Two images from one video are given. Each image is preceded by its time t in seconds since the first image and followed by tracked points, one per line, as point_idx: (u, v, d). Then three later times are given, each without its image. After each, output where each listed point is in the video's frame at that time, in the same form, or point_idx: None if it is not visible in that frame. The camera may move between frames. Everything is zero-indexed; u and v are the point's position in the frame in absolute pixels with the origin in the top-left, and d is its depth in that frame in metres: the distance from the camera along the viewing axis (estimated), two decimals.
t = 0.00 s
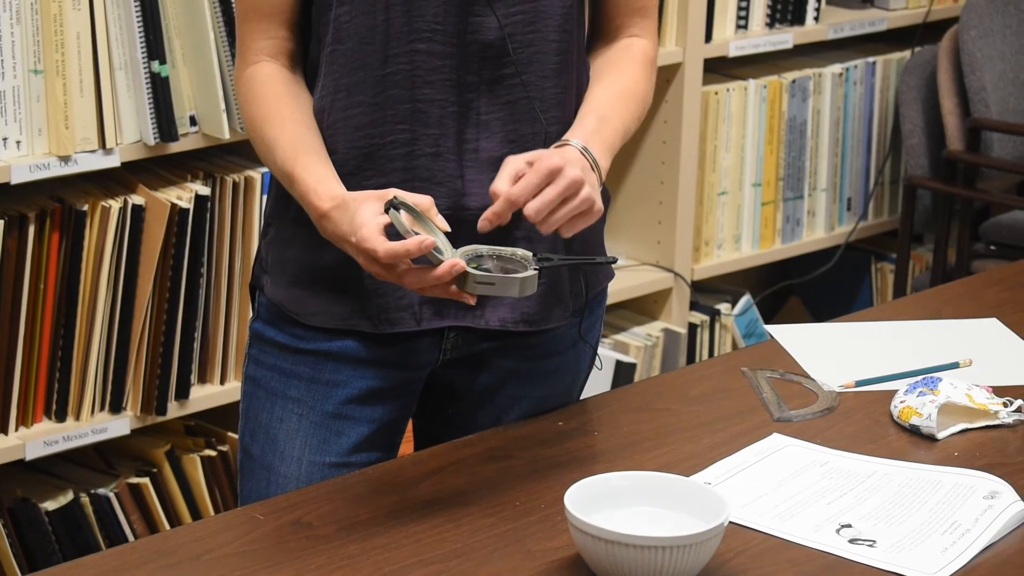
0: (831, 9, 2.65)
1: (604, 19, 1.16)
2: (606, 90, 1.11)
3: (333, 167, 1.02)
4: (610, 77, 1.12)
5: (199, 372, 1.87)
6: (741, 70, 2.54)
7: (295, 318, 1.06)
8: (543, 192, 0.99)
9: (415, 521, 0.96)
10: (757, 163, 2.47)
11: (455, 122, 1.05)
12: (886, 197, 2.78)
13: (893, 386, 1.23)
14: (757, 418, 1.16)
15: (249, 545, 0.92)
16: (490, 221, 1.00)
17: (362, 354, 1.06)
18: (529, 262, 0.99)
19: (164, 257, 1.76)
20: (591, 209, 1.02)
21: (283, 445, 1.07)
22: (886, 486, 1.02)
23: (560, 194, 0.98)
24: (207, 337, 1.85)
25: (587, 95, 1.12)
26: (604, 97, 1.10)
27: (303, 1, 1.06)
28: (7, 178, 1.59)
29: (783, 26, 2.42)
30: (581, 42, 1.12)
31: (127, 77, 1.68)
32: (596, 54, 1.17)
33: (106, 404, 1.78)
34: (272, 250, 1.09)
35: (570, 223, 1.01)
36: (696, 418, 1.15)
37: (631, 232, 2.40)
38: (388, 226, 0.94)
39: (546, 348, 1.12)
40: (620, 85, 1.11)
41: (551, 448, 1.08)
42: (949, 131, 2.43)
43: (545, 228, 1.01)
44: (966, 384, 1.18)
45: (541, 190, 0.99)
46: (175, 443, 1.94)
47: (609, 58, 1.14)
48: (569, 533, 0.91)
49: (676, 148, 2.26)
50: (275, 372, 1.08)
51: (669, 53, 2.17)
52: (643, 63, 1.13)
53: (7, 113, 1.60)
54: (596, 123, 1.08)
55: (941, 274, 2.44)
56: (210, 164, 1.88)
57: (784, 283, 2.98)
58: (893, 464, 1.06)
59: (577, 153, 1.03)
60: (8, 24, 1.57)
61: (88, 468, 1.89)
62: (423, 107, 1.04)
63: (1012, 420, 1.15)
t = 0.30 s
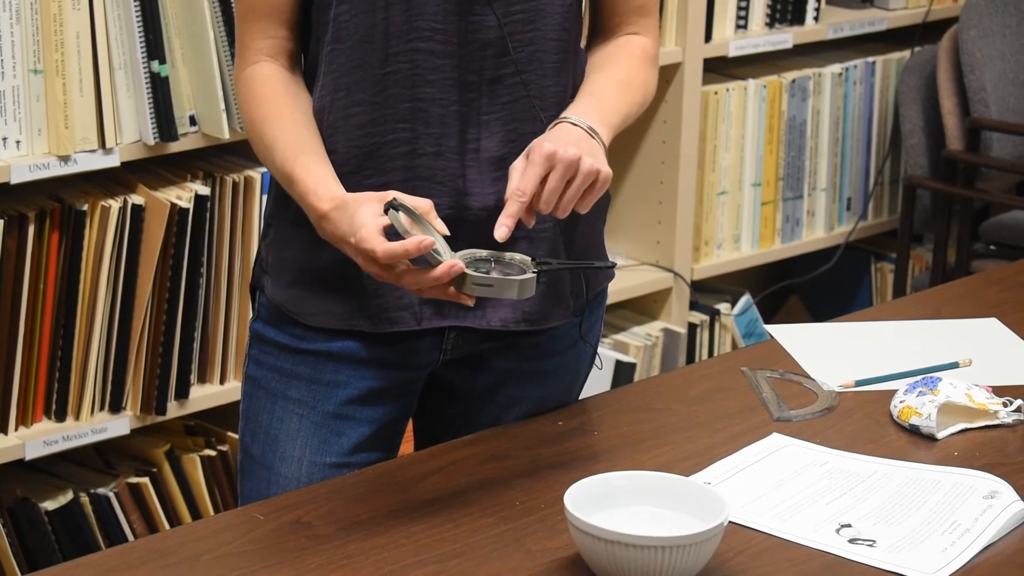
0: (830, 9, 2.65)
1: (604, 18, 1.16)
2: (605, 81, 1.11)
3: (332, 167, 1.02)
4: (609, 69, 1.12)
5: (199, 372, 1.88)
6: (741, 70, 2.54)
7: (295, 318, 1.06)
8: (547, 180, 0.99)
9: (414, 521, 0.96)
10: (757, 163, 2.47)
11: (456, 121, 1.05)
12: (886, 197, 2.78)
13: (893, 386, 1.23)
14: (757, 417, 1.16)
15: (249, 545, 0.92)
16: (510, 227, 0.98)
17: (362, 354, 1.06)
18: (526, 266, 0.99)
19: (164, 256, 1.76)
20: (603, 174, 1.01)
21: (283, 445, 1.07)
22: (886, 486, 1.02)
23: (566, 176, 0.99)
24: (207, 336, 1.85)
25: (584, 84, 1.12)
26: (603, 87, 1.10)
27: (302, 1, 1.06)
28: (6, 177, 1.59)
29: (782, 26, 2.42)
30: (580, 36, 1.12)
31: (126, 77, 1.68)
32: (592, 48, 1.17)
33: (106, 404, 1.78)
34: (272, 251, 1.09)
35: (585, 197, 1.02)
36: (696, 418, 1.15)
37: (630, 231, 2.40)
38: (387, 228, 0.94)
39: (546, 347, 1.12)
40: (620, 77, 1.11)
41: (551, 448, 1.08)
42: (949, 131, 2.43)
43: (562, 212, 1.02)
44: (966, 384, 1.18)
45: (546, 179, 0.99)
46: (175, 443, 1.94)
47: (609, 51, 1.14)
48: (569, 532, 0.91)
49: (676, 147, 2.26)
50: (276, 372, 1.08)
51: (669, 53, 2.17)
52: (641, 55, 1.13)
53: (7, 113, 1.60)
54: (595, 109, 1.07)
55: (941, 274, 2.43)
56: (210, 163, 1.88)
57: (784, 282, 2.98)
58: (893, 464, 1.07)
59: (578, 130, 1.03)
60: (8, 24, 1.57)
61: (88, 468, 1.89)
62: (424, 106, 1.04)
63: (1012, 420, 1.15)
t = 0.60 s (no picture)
0: (830, 8, 2.65)
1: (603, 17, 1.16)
2: (599, 85, 1.10)
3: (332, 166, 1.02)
4: (604, 72, 1.11)
5: (199, 371, 1.88)
6: (741, 69, 2.54)
7: (295, 318, 1.06)
8: (547, 192, 0.99)
9: (414, 520, 0.96)
10: (757, 162, 2.47)
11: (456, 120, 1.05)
12: (886, 196, 2.78)
13: (893, 385, 1.23)
14: (757, 417, 1.16)
15: (249, 544, 0.92)
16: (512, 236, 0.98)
17: (363, 353, 1.06)
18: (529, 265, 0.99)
19: (164, 255, 1.76)
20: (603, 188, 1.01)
21: (284, 445, 1.07)
22: (886, 485, 1.02)
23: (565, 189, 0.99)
24: (207, 336, 1.85)
25: (579, 87, 1.11)
26: (598, 92, 1.09)
27: None
28: (6, 177, 1.59)
29: (782, 25, 2.42)
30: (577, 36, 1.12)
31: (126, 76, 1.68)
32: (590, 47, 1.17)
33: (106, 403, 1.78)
34: (272, 250, 1.10)
35: (584, 209, 1.02)
36: (696, 417, 1.15)
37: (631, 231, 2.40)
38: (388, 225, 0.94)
39: (546, 346, 1.12)
40: (615, 81, 1.10)
41: (551, 447, 1.08)
42: (949, 131, 2.43)
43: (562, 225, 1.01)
44: (966, 383, 1.18)
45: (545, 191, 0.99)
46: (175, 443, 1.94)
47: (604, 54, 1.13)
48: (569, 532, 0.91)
49: (676, 146, 2.26)
50: (276, 372, 1.08)
51: (669, 52, 2.17)
52: (639, 58, 1.13)
53: (7, 113, 1.60)
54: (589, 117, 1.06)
55: (941, 274, 2.43)
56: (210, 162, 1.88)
57: (784, 282, 2.98)
58: (893, 463, 1.07)
59: (573, 142, 1.03)
60: (7, 24, 1.57)
61: (88, 468, 1.89)
62: (424, 104, 1.04)
63: (1012, 419, 1.15)
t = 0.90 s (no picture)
0: (830, 7, 2.65)
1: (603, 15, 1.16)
2: (601, 87, 1.10)
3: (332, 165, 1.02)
4: (605, 73, 1.11)
5: (199, 370, 1.88)
6: (741, 68, 2.54)
7: (295, 316, 1.06)
8: (547, 192, 0.98)
9: (414, 519, 0.96)
10: (757, 160, 2.47)
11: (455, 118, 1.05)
12: (886, 195, 2.78)
13: (893, 384, 1.23)
14: (758, 415, 1.16)
15: (249, 543, 0.92)
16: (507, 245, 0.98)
17: (363, 352, 1.06)
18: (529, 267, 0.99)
19: (164, 254, 1.76)
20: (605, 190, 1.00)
21: (284, 443, 1.07)
22: (886, 484, 1.02)
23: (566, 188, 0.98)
24: (207, 334, 1.86)
25: (580, 89, 1.11)
26: (600, 94, 1.09)
27: None
28: (7, 175, 1.59)
29: (782, 24, 2.42)
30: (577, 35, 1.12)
31: (126, 75, 1.68)
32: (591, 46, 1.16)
33: (106, 402, 1.78)
34: (272, 249, 1.10)
35: (585, 210, 1.01)
36: (697, 416, 1.15)
37: (631, 229, 2.40)
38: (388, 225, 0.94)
39: (547, 345, 1.12)
40: (616, 82, 1.10)
41: (551, 446, 1.08)
42: (949, 129, 2.43)
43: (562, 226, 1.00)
44: (966, 382, 1.18)
45: (544, 190, 0.98)
46: (175, 441, 1.94)
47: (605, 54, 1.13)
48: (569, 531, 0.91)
49: (676, 144, 2.26)
50: (276, 370, 1.08)
51: (669, 51, 2.17)
52: (643, 56, 1.13)
53: (6, 111, 1.60)
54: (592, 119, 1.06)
55: (941, 272, 2.43)
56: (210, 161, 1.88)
57: (784, 280, 2.98)
58: (893, 462, 1.07)
59: (576, 145, 1.02)
60: (7, 22, 1.57)
61: (88, 467, 1.89)
62: (424, 102, 1.04)
63: (1012, 417, 1.15)
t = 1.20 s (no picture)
0: (830, 5, 2.65)
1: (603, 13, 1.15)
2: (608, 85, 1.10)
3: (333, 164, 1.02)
4: (607, 72, 1.11)
5: (199, 368, 1.87)
6: (740, 67, 2.54)
7: (295, 316, 1.07)
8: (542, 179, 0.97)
9: (414, 518, 0.96)
10: (757, 159, 2.47)
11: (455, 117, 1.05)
12: (886, 193, 2.78)
13: (893, 382, 1.23)
14: (758, 414, 1.16)
15: (248, 541, 0.92)
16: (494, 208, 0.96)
17: (363, 351, 1.06)
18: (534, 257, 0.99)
19: (164, 252, 1.76)
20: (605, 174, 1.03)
21: (284, 442, 1.07)
22: (886, 482, 1.02)
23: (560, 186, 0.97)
24: (207, 333, 1.85)
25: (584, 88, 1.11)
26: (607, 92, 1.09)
27: None
28: (6, 174, 1.59)
29: (782, 22, 2.41)
30: (579, 33, 1.12)
31: (126, 74, 1.68)
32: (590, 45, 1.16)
33: (105, 400, 1.78)
34: (273, 249, 1.10)
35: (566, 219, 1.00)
36: (697, 414, 1.15)
37: (631, 228, 2.39)
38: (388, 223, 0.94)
39: (547, 344, 1.12)
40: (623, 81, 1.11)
41: (551, 444, 1.08)
42: (949, 128, 2.43)
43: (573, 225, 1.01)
44: (966, 381, 1.18)
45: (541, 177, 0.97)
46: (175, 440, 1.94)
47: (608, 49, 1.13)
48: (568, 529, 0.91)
49: (676, 143, 2.26)
50: (276, 369, 1.08)
51: (669, 49, 2.17)
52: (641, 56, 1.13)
53: (6, 109, 1.60)
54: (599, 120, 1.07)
55: (940, 270, 2.43)
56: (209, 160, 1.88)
57: (784, 278, 2.98)
58: (893, 460, 1.07)
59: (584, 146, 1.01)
60: (7, 20, 1.57)
61: (88, 465, 1.89)
62: (424, 100, 1.04)
63: (1012, 416, 1.15)
